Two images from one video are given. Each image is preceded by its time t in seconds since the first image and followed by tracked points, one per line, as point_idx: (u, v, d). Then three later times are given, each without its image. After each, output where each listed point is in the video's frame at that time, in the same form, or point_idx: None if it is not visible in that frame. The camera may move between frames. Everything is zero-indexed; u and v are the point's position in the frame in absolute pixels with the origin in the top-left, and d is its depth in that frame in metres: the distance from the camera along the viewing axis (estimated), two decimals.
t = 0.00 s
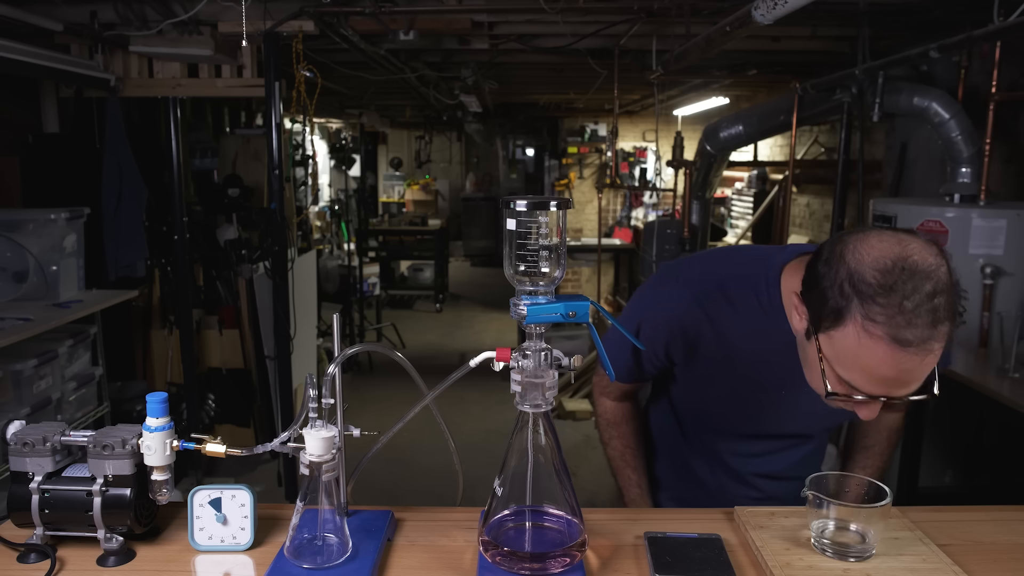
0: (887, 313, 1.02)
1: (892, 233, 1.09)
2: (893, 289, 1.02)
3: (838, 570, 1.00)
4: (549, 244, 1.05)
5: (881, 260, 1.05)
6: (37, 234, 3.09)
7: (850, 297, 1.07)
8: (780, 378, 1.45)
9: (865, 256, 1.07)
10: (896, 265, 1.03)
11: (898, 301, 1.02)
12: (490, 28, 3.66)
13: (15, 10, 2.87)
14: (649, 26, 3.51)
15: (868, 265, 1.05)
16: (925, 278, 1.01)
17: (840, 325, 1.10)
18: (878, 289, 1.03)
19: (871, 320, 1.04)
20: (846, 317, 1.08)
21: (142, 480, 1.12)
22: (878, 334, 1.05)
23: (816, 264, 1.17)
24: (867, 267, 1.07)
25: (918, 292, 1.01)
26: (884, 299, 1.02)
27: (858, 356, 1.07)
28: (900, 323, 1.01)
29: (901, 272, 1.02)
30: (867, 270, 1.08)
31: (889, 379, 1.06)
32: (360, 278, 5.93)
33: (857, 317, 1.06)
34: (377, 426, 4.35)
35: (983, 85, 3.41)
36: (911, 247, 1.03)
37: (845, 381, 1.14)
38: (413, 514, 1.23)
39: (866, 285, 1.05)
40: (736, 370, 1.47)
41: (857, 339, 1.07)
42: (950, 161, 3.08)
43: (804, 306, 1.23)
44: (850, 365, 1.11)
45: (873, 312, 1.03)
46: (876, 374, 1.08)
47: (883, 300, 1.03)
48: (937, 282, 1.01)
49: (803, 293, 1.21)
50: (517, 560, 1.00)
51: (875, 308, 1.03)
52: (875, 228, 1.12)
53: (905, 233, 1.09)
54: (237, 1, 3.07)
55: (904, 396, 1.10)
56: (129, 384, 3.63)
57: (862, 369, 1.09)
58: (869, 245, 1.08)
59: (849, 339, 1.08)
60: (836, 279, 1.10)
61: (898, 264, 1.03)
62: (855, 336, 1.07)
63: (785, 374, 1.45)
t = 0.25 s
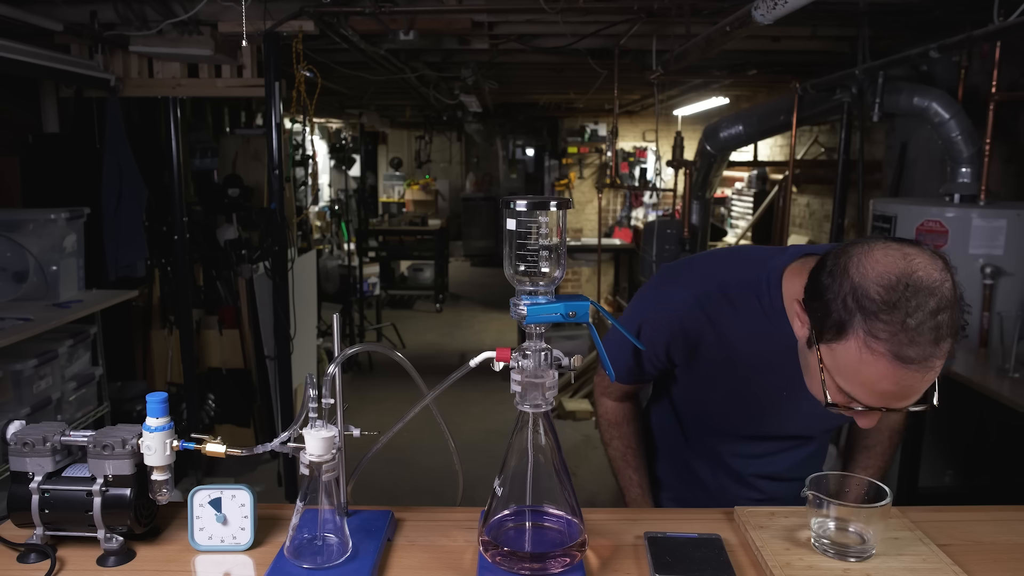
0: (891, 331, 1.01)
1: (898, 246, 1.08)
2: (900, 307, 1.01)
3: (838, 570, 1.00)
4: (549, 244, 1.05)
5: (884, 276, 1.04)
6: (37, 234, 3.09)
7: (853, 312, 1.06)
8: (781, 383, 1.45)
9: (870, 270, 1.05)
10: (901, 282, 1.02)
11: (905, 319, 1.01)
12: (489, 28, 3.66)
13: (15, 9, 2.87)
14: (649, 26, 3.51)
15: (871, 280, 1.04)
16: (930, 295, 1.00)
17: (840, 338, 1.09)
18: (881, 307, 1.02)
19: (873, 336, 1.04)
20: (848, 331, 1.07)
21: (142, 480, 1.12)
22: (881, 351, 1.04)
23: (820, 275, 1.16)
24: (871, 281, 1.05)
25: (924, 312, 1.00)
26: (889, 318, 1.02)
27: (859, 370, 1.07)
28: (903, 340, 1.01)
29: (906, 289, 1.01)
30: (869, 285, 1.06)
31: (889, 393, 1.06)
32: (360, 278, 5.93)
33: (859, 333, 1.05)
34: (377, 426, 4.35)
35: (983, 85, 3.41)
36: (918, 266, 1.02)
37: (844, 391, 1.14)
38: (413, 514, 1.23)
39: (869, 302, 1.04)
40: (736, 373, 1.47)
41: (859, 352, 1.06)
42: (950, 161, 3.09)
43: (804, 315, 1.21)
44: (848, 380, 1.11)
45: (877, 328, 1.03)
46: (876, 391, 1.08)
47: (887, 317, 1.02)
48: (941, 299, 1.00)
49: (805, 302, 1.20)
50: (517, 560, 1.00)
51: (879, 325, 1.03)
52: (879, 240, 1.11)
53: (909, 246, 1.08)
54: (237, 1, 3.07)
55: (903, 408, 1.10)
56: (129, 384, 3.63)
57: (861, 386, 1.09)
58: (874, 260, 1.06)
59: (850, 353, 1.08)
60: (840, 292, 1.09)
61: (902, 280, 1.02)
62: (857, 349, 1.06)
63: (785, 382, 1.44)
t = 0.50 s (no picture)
0: (891, 330, 1.01)
1: (898, 247, 1.09)
2: (901, 306, 1.01)
3: (839, 570, 1.00)
4: (549, 244, 1.05)
5: (884, 276, 1.04)
6: (37, 234, 3.09)
7: (853, 311, 1.06)
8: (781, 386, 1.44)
9: (871, 270, 1.06)
10: (902, 282, 1.02)
11: (906, 319, 1.01)
12: (489, 28, 3.66)
13: (14, 9, 2.87)
14: (649, 26, 3.51)
15: (871, 280, 1.05)
16: (929, 295, 1.00)
17: (841, 338, 1.09)
18: (881, 307, 1.02)
19: (873, 336, 1.03)
20: (848, 331, 1.07)
21: (142, 480, 1.12)
22: (882, 352, 1.03)
23: (820, 276, 1.16)
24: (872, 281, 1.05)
25: (925, 312, 1.00)
26: (890, 318, 1.02)
27: (859, 371, 1.07)
28: (903, 340, 1.01)
29: (905, 289, 1.01)
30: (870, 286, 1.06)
31: (889, 394, 1.06)
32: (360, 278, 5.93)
33: (859, 333, 1.05)
34: (377, 426, 4.35)
35: (983, 85, 3.41)
36: (919, 266, 1.03)
37: (845, 394, 1.13)
38: (413, 514, 1.23)
39: (870, 301, 1.04)
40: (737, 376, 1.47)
41: (859, 353, 1.06)
42: (950, 161, 3.08)
43: (805, 317, 1.21)
44: (849, 382, 1.10)
45: (877, 328, 1.03)
46: (877, 393, 1.07)
47: (887, 317, 1.02)
48: (940, 299, 1.00)
49: (805, 303, 1.20)
50: (517, 560, 1.00)
51: (879, 324, 1.03)
52: (879, 242, 1.12)
53: (909, 247, 1.09)
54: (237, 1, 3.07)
55: (904, 410, 1.10)
56: (129, 384, 3.63)
57: (862, 388, 1.09)
58: (875, 261, 1.07)
59: (850, 354, 1.08)
60: (840, 293, 1.09)
61: (902, 280, 1.02)
62: (857, 349, 1.06)
63: (786, 385, 1.44)
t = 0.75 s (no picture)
0: (892, 337, 1.01)
1: (899, 254, 1.09)
2: (901, 314, 1.01)
3: (838, 570, 1.00)
4: (549, 244, 1.05)
5: (884, 283, 1.04)
6: (37, 234, 3.09)
7: (853, 318, 1.06)
8: (781, 389, 1.44)
9: (871, 277, 1.06)
10: (901, 290, 1.02)
11: (906, 327, 1.01)
12: (489, 28, 3.66)
13: (14, 9, 2.87)
14: (649, 26, 3.51)
15: (871, 287, 1.05)
16: (931, 302, 1.00)
17: (841, 345, 1.09)
18: (882, 314, 1.02)
19: (874, 344, 1.03)
20: (849, 338, 1.07)
21: (142, 480, 1.12)
22: (882, 360, 1.03)
23: (820, 283, 1.16)
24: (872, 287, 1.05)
25: (926, 320, 1.00)
26: (891, 325, 1.02)
27: (859, 379, 1.07)
28: (904, 348, 1.01)
29: (906, 296, 1.01)
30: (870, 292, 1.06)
31: (891, 402, 1.06)
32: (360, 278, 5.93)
33: (860, 341, 1.05)
34: (377, 426, 4.35)
35: (983, 85, 3.41)
36: (919, 273, 1.03)
37: (846, 401, 1.13)
38: (413, 514, 1.23)
39: (870, 308, 1.04)
40: (736, 379, 1.47)
41: (859, 360, 1.06)
42: (950, 161, 3.08)
43: (805, 324, 1.21)
44: (850, 389, 1.10)
45: (877, 335, 1.03)
46: (878, 401, 1.07)
47: (888, 325, 1.02)
48: (942, 306, 1.00)
49: (805, 310, 1.20)
50: (517, 560, 1.00)
51: (879, 332, 1.03)
52: (880, 248, 1.12)
53: (910, 254, 1.09)
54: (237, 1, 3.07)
55: (905, 417, 1.10)
56: (129, 384, 3.63)
57: (863, 395, 1.09)
58: (875, 268, 1.07)
59: (850, 361, 1.08)
60: (840, 300, 1.09)
61: (903, 287, 1.02)
62: (857, 357, 1.06)
63: (787, 388, 1.44)
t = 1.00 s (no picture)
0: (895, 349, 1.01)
1: (900, 264, 1.08)
2: (905, 326, 1.01)
3: (838, 570, 1.00)
4: (549, 244, 1.05)
5: (886, 295, 1.04)
6: (38, 234, 3.09)
7: (856, 330, 1.06)
8: (781, 392, 1.45)
9: (873, 288, 1.05)
10: (904, 301, 1.02)
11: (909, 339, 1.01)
12: (489, 28, 3.66)
13: (14, 10, 2.87)
14: (649, 25, 3.51)
15: (874, 299, 1.04)
16: (933, 314, 1.00)
17: (843, 357, 1.08)
18: (885, 326, 1.02)
19: (877, 356, 1.03)
20: (851, 350, 1.07)
21: (142, 480, 1.12)
22: (885, 372, 1.03)
23: (822, 293, 1.15)
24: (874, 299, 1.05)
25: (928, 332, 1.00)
26: (894, 338, 1.01)
27: (860, 390, 1.07)
28: (905, 361, 1.01)
29: (908, 308, 1.01)
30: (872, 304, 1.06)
31: (891, 414, 1.06)
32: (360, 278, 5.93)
33: (862, 353, 1.05)
34: (377, 426, 4.35)
35: (983, 85, 3.41)
36: (921, 284, 1.03)
37: (847, 411, 1.13)
38: (413, 514, 1.23)
39: (873, 321, 1.03)
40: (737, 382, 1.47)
41: (861, 372, 1.06)
42: (950, 161, 3.08)
43: (806, 334, 1.20)
44: (851, 401, 1.10)
45: (879, 347, 1.03)
46: (880, 412, 1.07)
47: (892, 337, 1.02)
48: (944, 318, 1.01)
49: (805, 319, 1.20)
50: (517, 560, 1.00)
51: (883, 344, 1.02)
52: (881, 259, 1.11)
53: (912, 265, 1.09)
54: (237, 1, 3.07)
55: (906, 430, 1.10)
56: (129, 384, 3.63)
57: (864, 407, 1.08)
58: (877, 279, 1.06)
59: (853, 373, 1.07)
60: (841, 311, 1.09)
61: (905, 299, 1.02)
62: (860, 369, 1.06)
63: (787, 391, 1.44)
